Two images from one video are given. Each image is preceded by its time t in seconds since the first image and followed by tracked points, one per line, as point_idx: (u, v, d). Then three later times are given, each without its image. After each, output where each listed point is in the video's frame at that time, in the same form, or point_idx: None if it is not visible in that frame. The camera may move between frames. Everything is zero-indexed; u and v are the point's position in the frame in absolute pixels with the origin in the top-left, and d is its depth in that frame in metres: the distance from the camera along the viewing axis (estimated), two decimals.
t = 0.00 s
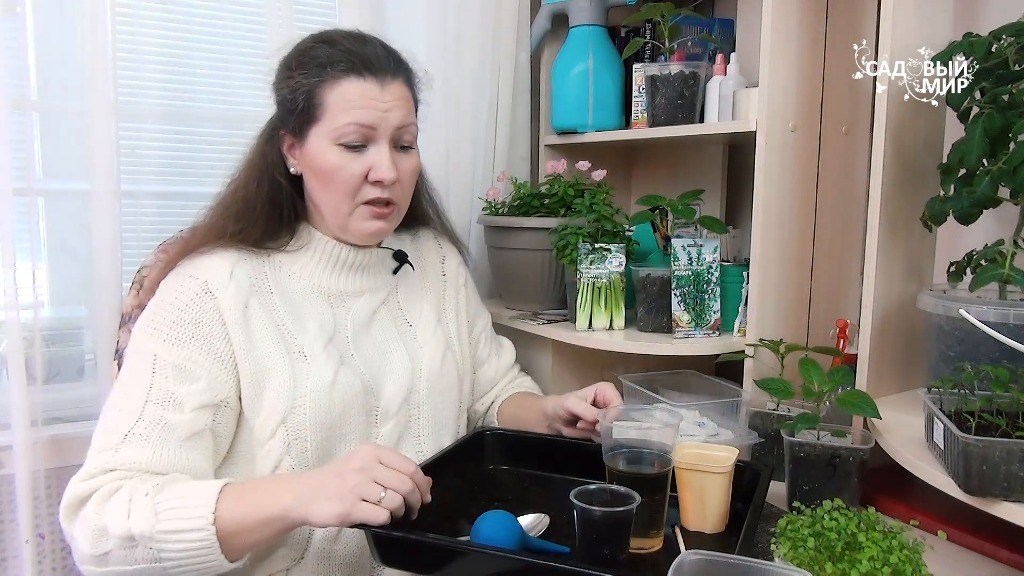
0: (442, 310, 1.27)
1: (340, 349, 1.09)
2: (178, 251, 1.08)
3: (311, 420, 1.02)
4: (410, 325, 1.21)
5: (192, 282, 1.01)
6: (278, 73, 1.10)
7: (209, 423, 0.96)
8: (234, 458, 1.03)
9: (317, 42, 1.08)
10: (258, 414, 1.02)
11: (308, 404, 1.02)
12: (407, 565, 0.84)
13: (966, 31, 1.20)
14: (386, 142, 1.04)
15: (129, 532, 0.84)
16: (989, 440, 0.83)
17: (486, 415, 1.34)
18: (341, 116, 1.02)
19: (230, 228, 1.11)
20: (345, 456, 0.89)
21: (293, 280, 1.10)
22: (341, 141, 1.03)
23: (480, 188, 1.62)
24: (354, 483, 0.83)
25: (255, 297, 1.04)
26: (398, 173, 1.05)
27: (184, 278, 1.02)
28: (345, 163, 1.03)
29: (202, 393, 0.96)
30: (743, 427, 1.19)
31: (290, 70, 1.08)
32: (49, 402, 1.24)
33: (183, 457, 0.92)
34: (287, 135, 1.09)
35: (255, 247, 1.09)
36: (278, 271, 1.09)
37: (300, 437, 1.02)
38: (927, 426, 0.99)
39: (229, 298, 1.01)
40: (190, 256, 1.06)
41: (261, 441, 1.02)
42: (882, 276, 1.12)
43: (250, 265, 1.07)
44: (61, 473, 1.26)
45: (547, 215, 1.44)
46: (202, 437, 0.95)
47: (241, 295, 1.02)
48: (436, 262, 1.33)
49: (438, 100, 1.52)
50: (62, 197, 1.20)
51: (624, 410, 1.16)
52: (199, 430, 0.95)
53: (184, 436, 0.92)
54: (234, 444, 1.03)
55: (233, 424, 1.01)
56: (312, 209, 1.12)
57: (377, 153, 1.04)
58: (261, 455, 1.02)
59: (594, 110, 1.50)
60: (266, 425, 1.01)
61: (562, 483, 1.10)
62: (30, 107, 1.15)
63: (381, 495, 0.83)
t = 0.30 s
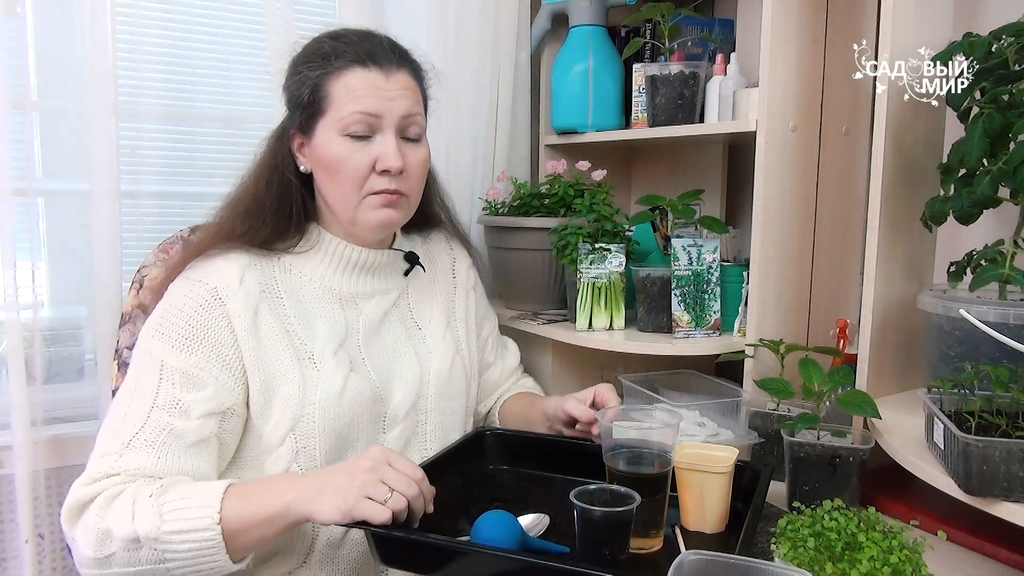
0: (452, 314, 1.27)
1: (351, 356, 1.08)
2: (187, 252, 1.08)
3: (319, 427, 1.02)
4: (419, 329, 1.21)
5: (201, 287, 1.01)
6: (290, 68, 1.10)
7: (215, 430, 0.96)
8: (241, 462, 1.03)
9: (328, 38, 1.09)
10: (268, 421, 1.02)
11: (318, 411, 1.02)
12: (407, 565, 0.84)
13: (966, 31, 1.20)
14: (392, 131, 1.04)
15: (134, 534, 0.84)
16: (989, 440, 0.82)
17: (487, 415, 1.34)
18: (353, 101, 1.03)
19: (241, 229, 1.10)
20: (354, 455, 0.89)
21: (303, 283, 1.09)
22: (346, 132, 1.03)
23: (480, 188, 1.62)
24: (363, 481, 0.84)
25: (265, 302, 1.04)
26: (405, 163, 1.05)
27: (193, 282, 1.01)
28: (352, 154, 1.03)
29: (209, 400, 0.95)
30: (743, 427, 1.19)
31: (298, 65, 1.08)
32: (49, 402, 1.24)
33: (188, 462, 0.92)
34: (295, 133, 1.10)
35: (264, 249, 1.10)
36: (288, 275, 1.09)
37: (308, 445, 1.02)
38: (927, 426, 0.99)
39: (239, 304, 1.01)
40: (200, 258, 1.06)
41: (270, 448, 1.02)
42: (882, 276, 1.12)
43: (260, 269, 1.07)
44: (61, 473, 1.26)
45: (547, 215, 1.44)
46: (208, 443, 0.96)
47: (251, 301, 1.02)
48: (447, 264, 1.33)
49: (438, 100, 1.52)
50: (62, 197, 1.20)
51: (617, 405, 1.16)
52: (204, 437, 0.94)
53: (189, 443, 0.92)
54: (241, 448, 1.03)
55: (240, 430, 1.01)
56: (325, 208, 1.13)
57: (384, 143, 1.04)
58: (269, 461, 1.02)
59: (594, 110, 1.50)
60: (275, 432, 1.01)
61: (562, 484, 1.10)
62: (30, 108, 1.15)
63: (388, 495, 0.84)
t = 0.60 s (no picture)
0: (454, 315, 1.27)
1: (351, 357, 1.08)
2: (187, 253, 1.08)
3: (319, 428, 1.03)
4: (421, 330, 1.21)
5: (200, 288, 1.01)
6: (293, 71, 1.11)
7: (213, 430, 0.96)
8: (241, 462, 1.03)
9: (324, 44, 1.08)
10: (267, 421, 1.02)
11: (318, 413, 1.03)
12: (407, 565, 0.84)
13: (966, 31, 1.20)
14: (379, 149, 1.03)
15: (123, 532, 0.84)
16: (989, 440, 0.82)
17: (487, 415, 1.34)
18: (336, 119, 1.02)
19: (241, 228, 1.11)
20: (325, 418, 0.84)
21: (302, 285, 1.09)
22: (334, 147, 1.03)
23: (480, 188, 1.62)
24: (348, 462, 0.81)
25: (264, 304, 1.04)
26: (390, 182, 1.04)
27: (192, 283, 1.01)
28: (337, 170, 1.03)
29: (207, 400, 0.95)
30: (743, 427, 1.19)
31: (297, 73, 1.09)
32: (49, 402, 1.24)
33: (184, 461, 0.92)
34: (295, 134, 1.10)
35: (263, 249, 1.10)
36: (288, 276, 1.09)
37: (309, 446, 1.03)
38: (928, 427, 0.99)
39: (237, 306, 1.01)
40: (200, 258, 1.06)
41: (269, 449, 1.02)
42: (882, 276, 1.12)
43: (260, 270, 1.07)
44: (61, 473, 1.26)
45: (547, 216, 1.44)
46: (206, 443, 0.96)
47: (250, 302, 1.02)
48: (450, 264, 1.33)
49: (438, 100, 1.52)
50: (61, 197, 1.20)
51: (622, 404, 1.16)
52: (202, 437, 0.94)
53: (185, 442, 0.92)
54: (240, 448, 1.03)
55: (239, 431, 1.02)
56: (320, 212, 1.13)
57: (369, 161, 1.03)
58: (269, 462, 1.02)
59: (594, 110, 1.50)
60: (275, 433, 1.02)
61: (562, 484, 1.10)
62: (30, 108, 1.15)
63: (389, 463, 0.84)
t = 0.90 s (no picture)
0: (455, 316, 1.27)
1: (351, 358, 1.08)
2: (188, 254, 1.08)
3: (319, 430, 1.03)
4: (422, 331, 1.21)
5: (200, 289, 1.01)
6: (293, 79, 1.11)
7: (213, 432, 0.96)
8: (241, 463, 1.03)
9: (326, 47, 1.08)
10: (267, 423, 1.02)
11: (318, 414, 1.03)
12: (407, 565, 0.84)
13: (966, 31, 1.20)
14: (377, 153, 1.03)
15: (124, 536, 0.84)
16: (989, 440, 0.82)
17: (487, 415, 1.34)
18: (336, 122, 1.02)
19: (242, 231, 1.11)
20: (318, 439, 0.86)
21: (302, 286, 1.09)
22: (333, 151, 1.03)
23: (480, 189, 1.62)
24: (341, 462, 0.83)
25: (264, 305, 1.04)
26: (389, 187, 1.04)
27: (192, 285, 1.01)
28: (336, 174, 1.03)
29: (208, 402, 0.95)
30: (743, 427, 1.19)
31: (297, 77, 1.09)
32: (50, 402, 1.24)
33: (185, 462, 0.92)
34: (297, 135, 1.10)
35: (264, 251, 1.10)
36: (288, 277, 1.09)
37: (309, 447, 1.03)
38: (928, 427, 0.98)
39: (237, 307, 1.01)
40: (200, 260, 1.06)
41: (269, 451, 1.02)
42: (882, 276, 1.12)
43: (260, 272, 1.07)
44: (61, 473, 1.26)
45: (547, 216, 1.44)
46: (206, 445, 0.96)
47: (250, 303, 1.02)
48: (451, 265, 1.33)
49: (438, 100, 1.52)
50: (62, 197, 1.20)
51: (618, 404, 1.15)
52: (202, 439, 0.94)
53: (186, 444, 0.92)
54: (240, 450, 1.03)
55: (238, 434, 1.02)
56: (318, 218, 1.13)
57: (368, 165, 1.03)
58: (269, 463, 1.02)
59: (594, 110, 1.50)
60: (276, 434, 1.02)
61: (562, 484, 1.11)
62: (30, 108, 1.15)
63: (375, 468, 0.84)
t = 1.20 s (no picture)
0: (456, 316, 1.27)
1: (352, 358, 1.08)
2: (188, 253, 1.08)
3: (320, 431, 1.03)
4: (423, 331, 1.21)
5: (202, 289, 1.01)
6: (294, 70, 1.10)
7: (215, 432, 0.96)
8: (242, 463, 1.03)
9: (335, 41, 1.08)
10: (268, 424, 1.02)
11: (319, 415, 1.03)
12: (407, 565, 0.84)
13: (966, 31, 1.20)
14: (399, 144, 1.04)
15: (130, 537, 0.84)
16: (989, 440, 0.82)
17: (487, 415, 1.34)
18: (360, 114, 1.02)
19: (243, 231, 1.11)
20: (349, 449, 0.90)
21: (304, 285, 1.09)
22: (352, 143, 1.03)
23: (480, 189, 1.62)
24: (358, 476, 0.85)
25: (266, 305, 1.04)
26: (410, 176, 1.05)
27: (194, 284, 1.01)
28: (357, 166, 1.03)
29: (210, 402, 0.95)
30: (743, 427, 1.19)
31: (304, 69, 1.08)
32: (50, 402, 1.24)
33: (188, 463, 0.92)
34: (299, 134, 1.10)
35: (266, 251, 1.10)
36: (289, 277, 1.09)
37: (309, 448, 1.03)
38: (927, 427, 0.98)
39: (239, 307, 1.01)
40: (201, 259, 1.06)
41: (270, 451, 1.02)
42: (882, 276, 1.12)
43: (261, 272, 1.07)
44: (61, 473, 1.26)
45: (547, 216, 1.44)
46: (208, 445, 0.96)
47: (252, 303, 1.02)
48: (452, 265, 1.33)
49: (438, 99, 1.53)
50: (61, 197, 1.20)
51: (618, 404, 1.15)
52: (205, 440, 0.94)
53: (189, 446, 0.92)
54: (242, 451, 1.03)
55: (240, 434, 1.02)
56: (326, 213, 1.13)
57: (389, 155, 1.03)
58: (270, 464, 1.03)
59: (594, 110, 1.50)
60: (277, 434, 1.02)
61: (563, 484, 1.11)
62: (30, 108, 1.15)
63: (388, 490, 0.85)
